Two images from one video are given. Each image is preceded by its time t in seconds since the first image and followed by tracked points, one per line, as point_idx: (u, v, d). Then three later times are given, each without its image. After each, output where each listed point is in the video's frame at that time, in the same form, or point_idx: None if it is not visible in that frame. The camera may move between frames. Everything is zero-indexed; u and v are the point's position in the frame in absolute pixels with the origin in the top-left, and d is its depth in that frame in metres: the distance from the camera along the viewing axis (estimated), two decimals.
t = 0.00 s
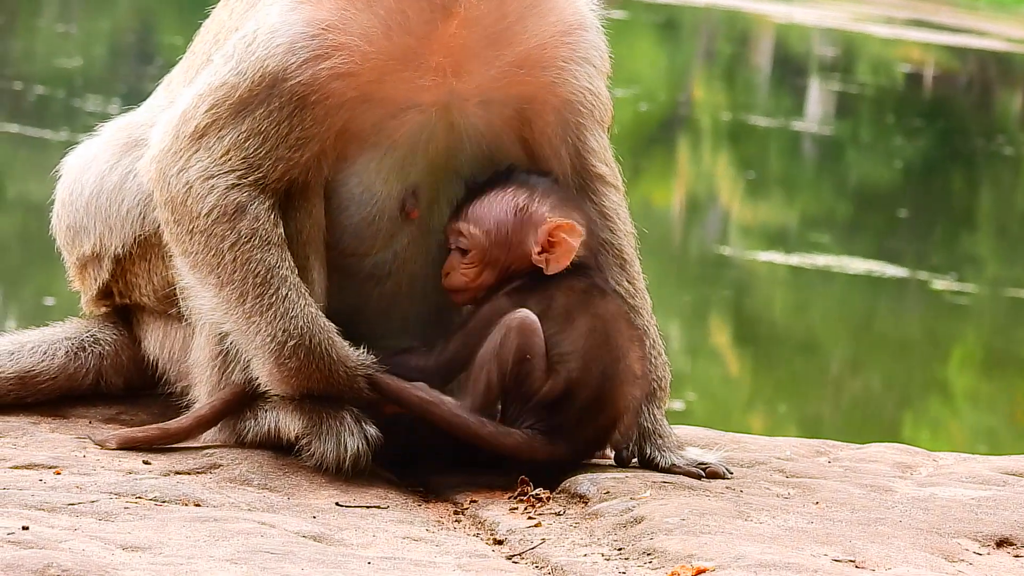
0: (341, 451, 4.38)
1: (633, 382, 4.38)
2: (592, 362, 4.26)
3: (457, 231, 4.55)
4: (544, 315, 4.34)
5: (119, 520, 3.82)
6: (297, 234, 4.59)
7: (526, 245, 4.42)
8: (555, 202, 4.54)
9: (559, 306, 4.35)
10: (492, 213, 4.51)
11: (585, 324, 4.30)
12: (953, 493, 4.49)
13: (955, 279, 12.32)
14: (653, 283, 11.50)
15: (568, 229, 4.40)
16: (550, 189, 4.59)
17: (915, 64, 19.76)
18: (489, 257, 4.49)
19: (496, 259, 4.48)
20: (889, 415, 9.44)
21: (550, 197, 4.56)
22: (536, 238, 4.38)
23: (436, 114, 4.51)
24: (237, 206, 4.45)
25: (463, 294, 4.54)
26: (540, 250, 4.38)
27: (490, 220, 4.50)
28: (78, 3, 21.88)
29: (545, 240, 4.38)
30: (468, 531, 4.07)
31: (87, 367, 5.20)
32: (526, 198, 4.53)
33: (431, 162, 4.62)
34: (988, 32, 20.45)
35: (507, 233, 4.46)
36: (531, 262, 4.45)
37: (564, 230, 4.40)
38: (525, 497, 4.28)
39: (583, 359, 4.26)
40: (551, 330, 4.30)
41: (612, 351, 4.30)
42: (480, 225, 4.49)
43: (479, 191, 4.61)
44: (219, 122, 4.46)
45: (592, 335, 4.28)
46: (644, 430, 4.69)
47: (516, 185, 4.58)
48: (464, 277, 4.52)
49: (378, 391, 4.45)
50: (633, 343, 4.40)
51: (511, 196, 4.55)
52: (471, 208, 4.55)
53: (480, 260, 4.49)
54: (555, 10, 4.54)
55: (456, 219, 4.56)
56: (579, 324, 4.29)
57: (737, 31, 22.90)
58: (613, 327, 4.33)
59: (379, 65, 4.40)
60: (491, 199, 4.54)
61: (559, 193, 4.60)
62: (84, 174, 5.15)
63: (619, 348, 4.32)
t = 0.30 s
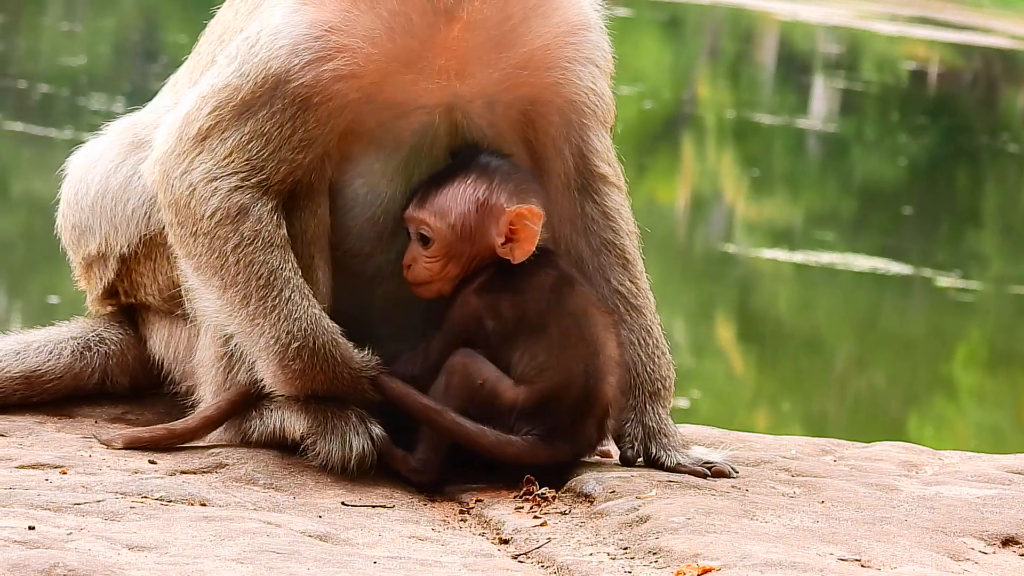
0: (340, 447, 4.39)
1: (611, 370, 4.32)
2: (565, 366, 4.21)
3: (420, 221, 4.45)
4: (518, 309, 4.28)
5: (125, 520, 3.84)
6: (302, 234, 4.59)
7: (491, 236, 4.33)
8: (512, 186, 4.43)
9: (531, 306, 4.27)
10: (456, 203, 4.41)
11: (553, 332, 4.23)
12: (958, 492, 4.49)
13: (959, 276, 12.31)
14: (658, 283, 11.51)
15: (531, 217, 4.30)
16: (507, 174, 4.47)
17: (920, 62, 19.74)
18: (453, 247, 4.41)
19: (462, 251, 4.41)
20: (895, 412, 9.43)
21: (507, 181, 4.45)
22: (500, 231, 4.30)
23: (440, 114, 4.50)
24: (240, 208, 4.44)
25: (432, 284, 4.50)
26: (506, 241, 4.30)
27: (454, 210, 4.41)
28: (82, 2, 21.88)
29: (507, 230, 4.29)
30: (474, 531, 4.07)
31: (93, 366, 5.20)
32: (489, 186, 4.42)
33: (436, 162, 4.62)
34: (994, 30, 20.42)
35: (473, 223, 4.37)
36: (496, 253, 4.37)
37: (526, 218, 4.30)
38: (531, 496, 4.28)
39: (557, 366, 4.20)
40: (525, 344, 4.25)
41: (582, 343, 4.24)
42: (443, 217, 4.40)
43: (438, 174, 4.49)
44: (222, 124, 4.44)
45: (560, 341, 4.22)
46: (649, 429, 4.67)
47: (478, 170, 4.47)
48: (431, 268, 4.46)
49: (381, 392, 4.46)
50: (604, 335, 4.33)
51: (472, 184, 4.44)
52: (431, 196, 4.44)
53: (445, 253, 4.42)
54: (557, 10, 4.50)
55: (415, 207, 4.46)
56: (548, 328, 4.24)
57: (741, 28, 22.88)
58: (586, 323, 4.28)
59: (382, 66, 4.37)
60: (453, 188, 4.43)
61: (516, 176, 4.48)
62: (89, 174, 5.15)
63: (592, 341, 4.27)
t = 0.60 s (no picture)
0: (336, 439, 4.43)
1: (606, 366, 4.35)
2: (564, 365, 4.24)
3: (425, 208, 4.20)
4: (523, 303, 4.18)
5: (126, 521, 3.86)
6: (306, 238, 4.57)
7: (499, 217, 4.16)
8: (511, 160, 4.24)
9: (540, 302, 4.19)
10: (462, 188, 4.18)
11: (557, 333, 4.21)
12: (958, 494, 4.49)
13: (963, 275, 12.30)
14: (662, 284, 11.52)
15: (536, 189, 4.16)
16: (505, 150, 4.26)
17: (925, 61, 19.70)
18: (461, 233, 4.18)
19: (471, 238, 4.18)
20: (899, 413, 9.42)
21: (506, 160, 4.23)
22: (508, 210, 4.14)
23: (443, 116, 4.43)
24: (245, 211, 4.45)
25: (442, 273, 4.25)
26: (515, 219, 4.15)
27: (461, 196, 4.17)
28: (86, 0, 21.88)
29: (514, 207, 4.15)
30: (474, 532, 4.08)
31: (95, 367, 5.21)
32: (493, 167, 4.21)
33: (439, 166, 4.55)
34: (998, 29, 20.42)
35: (481, 208, 4.16)
36: (503, 233, 4.20)
37: (531, 190, 4.16)
38: (531, 498, 4.28)
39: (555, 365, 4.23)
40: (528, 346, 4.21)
41: (579, 341, 4.24)
42: (451, 203, 4.17)
43: (437, 159, 4.23)
44: (227, 129, 4.45)
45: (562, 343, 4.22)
46: (649, 432, 4.64)
47: (480, 150, 4.24)
48: (440, 257, 4.22)
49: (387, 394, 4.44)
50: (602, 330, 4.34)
51: (475, 166, 4.22)
52: (437, 183, 4.19)
53: (455, 240, 4.19)
54: (561, 13, 4.43)
55: (419, 195, 4.20)
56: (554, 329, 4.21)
57: (746, 26, 22.87)
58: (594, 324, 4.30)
59: (385, 71, 4.31)
60: (458, 172, 4.20)
61: (513, 150, 4.28)
62: (93, 176, 5.15)
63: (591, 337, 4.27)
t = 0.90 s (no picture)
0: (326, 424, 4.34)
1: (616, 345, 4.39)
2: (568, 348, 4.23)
3: (425, 200, 4.11)
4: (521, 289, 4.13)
5: (141, 507, 3.89)
6: (321, 224, 4.59)
7: (503, 207, 4.08)
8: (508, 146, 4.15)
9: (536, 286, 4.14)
10: (464, 179, 4.09)
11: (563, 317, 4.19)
12: (975, 480, 4.47)
13: (982, 262, 12.23)
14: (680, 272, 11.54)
15: (538, 179, 4.09)
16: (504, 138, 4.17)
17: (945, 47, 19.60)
18: (462, 224, 4.10)
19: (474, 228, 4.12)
20: (918, 400, 9.40)
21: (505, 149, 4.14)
22: (511, 201, 4.06)
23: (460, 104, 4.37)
24: (261, 197, 4.45)
25: (443, 262, 4.19)
26: (518, 208, 4.08)
27: (461, 187, 4.09)
28: None
29: (516, 198, 4.08)
30: (489, 518, 4.07)
31: (110, 354, 5.22)
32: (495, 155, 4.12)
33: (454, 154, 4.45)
34: (1020, 15, 20.29)
35: (483, 200, 4.08)
36: (504, 224, 4.12)
37: (532, 181, 4.09)
38: (547, 484, 4.27)
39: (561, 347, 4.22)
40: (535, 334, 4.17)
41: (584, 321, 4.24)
42: (451, 195, 4.08)
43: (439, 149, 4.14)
44: (242, 115, 4.45)
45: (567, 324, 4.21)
46: (664, 417, 4.60)
47: (481, 139, 4.14)
48: (441, 249, 4.15)
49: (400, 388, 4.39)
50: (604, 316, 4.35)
51: (476, 156, 4.13)
52: (438, 174, 4.10)
53: (455, 232, 4.11)
54: None
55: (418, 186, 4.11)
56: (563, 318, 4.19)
57: (764, 13, 22.78)
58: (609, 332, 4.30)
59: (400, 58, 4.29)
60: (460, 163, 4.11)
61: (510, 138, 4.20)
62: (107, 163, 5.16)
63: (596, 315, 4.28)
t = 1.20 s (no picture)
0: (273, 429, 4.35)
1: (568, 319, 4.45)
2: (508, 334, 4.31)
3: (354, 232, 3.93)
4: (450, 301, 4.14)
5: (177, 489, 3.88)
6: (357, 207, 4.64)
7: (432, 236, 4.02)
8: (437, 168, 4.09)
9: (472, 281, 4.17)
10: (396, 213, 3.97)
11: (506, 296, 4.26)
12: (1011, 459, 4.45)
13: (1009, 240, 12.18)
14: (705, 249, 11.65)
15: (467, 207, 4.05)
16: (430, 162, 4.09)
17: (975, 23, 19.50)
18: (387, 253, 3.99)
19: (401, 260, 4.02)
20: (949, 375, 9.43)
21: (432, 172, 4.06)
22: (444, 228, 4.01)
23: (496, 85, 4.29)
24: (297, 178, 4.48)
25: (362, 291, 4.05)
26: (449, 235, 4.05)
27: (388, 215, 3.96)
28: None
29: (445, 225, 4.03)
30: (526, 498, 4.05)
31: (145, 335, 5.18)
32: (425, 184, 4.03)
33: (493, 136, 4.34)
34: None
35: (412, 231, 4.00)
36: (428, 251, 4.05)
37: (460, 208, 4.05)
38: (584, 464, 4.24)
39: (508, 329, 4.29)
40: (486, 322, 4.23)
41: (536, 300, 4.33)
42: (379, 224, 3.94)
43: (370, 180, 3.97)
44: (278, 97, 4.48)
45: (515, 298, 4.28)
46: (700, 398, 4.49)
47: (411, 167, 4.03)
48: (365, 281, 3.99)
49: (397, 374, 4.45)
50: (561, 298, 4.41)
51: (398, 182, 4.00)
52: (372, 208, 3.94)
53: (381, 261, 3.99)
54: None
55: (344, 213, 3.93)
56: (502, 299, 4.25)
57: None
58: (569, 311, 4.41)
59: (436, 41, 4.23)
60: (393, 197, 3.97)
61: (431, 160, 4.08)
62: (141, 144, 5.16)
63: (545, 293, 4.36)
